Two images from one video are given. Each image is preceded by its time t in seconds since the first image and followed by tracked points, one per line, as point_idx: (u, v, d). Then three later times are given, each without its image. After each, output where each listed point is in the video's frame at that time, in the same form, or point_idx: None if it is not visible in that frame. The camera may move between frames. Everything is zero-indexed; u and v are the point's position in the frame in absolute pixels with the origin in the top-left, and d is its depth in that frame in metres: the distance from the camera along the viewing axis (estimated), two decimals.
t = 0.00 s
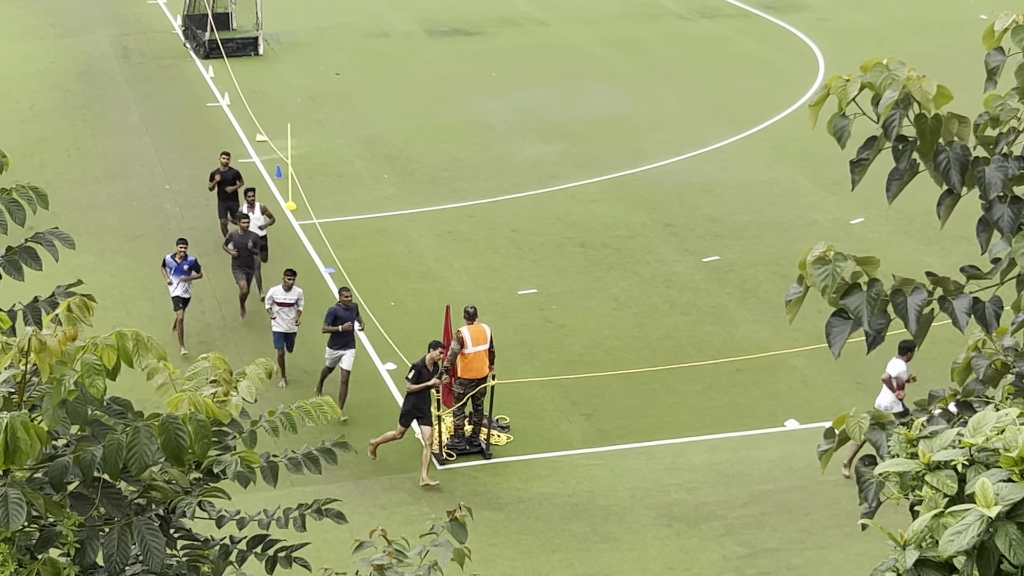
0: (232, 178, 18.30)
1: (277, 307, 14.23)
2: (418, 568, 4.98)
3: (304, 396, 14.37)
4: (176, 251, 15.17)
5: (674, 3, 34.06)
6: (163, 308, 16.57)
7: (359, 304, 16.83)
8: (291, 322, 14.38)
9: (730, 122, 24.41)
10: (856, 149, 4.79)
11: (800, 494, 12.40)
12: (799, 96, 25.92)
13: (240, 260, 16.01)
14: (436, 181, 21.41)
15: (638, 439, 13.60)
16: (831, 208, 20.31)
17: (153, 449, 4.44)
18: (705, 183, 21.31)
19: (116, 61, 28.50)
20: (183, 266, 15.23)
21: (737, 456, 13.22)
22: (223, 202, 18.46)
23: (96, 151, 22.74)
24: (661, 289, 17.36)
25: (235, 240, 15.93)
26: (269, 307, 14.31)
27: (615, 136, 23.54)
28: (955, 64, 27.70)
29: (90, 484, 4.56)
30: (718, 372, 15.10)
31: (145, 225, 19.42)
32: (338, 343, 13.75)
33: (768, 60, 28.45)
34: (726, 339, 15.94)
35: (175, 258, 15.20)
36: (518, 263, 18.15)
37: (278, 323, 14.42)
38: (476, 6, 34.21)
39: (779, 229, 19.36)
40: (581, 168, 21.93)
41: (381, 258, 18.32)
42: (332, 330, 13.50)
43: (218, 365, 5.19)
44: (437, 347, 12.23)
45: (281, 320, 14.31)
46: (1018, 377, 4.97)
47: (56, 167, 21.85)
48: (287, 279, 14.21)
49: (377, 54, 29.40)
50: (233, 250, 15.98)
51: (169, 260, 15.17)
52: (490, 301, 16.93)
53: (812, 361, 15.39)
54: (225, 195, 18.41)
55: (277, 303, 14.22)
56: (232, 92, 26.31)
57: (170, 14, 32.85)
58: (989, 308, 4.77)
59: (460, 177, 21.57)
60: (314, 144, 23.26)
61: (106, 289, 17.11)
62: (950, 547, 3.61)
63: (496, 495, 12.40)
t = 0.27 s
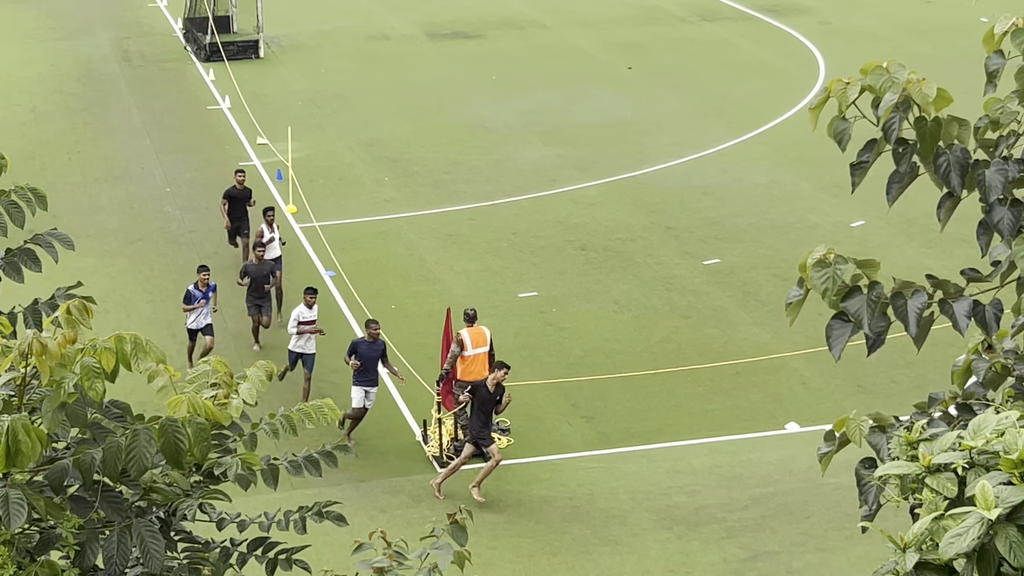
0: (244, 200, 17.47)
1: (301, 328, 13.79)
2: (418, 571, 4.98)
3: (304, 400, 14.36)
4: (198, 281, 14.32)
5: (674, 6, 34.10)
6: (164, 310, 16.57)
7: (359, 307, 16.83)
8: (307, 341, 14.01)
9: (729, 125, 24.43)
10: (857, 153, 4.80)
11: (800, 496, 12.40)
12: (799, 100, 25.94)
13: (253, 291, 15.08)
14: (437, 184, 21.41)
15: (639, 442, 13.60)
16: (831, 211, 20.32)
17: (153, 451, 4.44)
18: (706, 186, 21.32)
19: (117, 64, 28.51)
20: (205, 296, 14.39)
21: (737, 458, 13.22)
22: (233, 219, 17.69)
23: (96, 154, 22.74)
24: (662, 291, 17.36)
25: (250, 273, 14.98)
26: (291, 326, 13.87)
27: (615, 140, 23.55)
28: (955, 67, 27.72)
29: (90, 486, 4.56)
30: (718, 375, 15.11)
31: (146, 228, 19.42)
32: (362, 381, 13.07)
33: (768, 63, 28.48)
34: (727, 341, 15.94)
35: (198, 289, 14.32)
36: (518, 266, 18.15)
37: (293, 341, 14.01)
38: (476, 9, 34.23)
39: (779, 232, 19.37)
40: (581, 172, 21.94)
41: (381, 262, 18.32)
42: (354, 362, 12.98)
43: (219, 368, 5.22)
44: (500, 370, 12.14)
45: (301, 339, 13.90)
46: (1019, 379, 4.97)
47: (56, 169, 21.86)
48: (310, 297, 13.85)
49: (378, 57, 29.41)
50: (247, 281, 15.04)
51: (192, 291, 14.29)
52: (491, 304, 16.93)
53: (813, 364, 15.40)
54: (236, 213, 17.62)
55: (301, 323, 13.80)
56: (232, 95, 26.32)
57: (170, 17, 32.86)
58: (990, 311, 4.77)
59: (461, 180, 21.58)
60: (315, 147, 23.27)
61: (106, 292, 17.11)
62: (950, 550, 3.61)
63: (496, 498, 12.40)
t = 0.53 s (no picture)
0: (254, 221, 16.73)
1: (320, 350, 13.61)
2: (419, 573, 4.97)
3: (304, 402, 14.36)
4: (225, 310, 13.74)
5: (674, 9, 34.11)
6: (164, 313, 16.56)
7: (360, 310, 16.83)
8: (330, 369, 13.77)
9: (730, 128, 24.43)
10: (857, 156, 4.80)
11: (801, 499, 12.40)
12: (799, 103, 25.95)
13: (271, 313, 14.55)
14: (438, 187, 21.41)
15: (640, 446, 13.60)
16: (832, 214, 20.32)
17: (155, 453, 4.44)
18: (706, 189, 21.32)
19: (117, 67, 28.52)
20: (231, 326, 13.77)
21: (738, 461, 13.22)
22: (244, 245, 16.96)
23: (96, 157, 22.75)
24: (662, 295, 17.36)
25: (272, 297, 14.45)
26: (313, 350, 13.73)
27: (615, 143, 23.55)
28: (955, 70, 27.74)
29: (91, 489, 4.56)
30: (719, 378, 15.10)
31: (146, 231, 19.42)
32: (397, 410, 12.42)
33: (768, 66, 28.49)
34: (727, 344, 15.94)
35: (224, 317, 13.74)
36: (519, 269, 18.15)
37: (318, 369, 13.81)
38: (476, 12, 34.24)
39: (780, 235, 19.38)
40: (582, 175, 21.94)
41: (381, 264, 18.32)
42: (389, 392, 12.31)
43: (220, 370, 5.26)
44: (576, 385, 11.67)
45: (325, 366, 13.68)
46: (1020, 382, 4.97)
47: (56, 172, 21.86)
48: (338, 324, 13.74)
49: (379, 60, 29.41)
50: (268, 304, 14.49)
51: (217, 319, 13.69)
52: (492, 307, 16.93)
53: (813, 367, 15.40)
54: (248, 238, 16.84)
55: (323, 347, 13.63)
56: (233, 98, 26.32)
57: (170, 20, 32.87)
58: (990, 314, 4.78)
59: (461, 183, 21.58)
60: (315, 150, 23.27)
61: (106, 295, 17.11)
62: (951, 553, 3.61)
63: (497, 501, 12.40)
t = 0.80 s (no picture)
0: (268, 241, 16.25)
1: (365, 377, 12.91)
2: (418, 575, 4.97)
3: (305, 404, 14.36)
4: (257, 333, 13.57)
5: (674, 12, 34.12)
6: (164, 315, 16.57)
7: (360, 313, 16.83)
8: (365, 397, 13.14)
9: (730, 131, 24.43)
10: (857, 158, 4.80)
11: (801, 502, 12.40)
12: (800, 105, 25.94)
13: (296, 334, 14.05)
14: (438, 189, 21.40)
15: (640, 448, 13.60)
16: (833, 216, 20.32)
17: (155, 455, 4.43)
18: (707, 191, 21.32)
19: (118, 70, 28.53)
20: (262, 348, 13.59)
21: (738, 464, 13.22)
22: (256, 262, 16.50)
23: (96, 160, 22.75)
24: (662, 297, 17.36)
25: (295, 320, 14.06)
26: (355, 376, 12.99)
27: (615, 145, 23.54)
28: (956, 72, 27.73)
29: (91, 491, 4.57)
30: (719, 381, 15.10)
31: (146, 234, 19.42)
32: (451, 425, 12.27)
33: (768, 68, 28.49)
34: (728, 347, 15.94)
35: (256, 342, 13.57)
36: (519, 272, 18.15)
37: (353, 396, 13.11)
38: (476, 14, 34.25)
39: (780, 238, 19.38)
40: (582, 177, 21.94)
41: (382, 267, 18.32)
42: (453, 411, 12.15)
43: (220, 372, 5.25)
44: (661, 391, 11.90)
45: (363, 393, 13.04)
46: (1019, 385, 4.98)
47: (56, 174, 21.87)
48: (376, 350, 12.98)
49: (379, 63, 29.41)
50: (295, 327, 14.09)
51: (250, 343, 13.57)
52: (492, 310, 16.93)
53: (814, 369, 15.40)
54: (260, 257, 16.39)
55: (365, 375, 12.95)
56: (233, 101, 26.33)
57: (171, 23, 32.89)
58: (990, 317, 4.78)
59: (462, 186, 21.57)
60: (316, 152, 23.27)
61: (107, 297, 17.11)
62: (951, 555, 3.61)
63: (497, 504, 12.40)
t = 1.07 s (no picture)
0: (279, 264, 15.56)
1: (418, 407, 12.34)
2: None
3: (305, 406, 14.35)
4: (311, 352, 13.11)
5: (674, 13, 34.11)
6: (164, 317, 16.56)
7: (360, 314, 16.82)
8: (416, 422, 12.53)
9: (730, 132, 24.42)
10: (859, 160, 4.79)
11: (802, 504, 12.40)
12: (800, 106, 25.94)
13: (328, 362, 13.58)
14: (438, 191, 21.39)
15: (640, 450, 13.59)
16: (833, 218, 20.31)
17: (153, 457, 4.41)
18: (707, 193, 21.31)
19: (118, 71, 28.52)
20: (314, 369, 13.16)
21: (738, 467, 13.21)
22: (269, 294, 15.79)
23: (96, 161, 22.75)
24: (663, 299, 17.35)
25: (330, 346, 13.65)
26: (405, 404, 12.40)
27: (615, 147, 23.53)
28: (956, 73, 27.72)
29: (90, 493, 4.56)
30: (720, 382, 15.09)
31: (146, 235, 19.42)
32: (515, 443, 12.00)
33: (768, 70, 28.48)
34: (728, 349, 15.93)
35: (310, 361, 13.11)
36: (520, 274, 18.13)
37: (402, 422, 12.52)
38: (477, 16, 34.23)
39: (781, 239, 19.37)
40: (582, 179, 21.93)
41: (382, 269, 18.31)
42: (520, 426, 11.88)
43: (219, 374, 5.25)
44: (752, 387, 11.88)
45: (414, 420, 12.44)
46: (1020, 387, 4.97)
47: (56, 176, 21.87)
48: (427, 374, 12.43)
49: (379, 64, 29.39)
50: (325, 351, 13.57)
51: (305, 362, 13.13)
52: (493, 312, 16.92)
53: (814, 371, 15.39)
54: (273, 279, 15.73)
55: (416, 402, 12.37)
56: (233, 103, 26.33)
57: (171, 24, 32.88)
58: (991, 318, 4.76)
59: (462, 188, 21.56)
60: (316, 154, 23.27)
61: (106, 299, 17.10)
62: (952, 557, 3.60)
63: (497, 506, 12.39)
